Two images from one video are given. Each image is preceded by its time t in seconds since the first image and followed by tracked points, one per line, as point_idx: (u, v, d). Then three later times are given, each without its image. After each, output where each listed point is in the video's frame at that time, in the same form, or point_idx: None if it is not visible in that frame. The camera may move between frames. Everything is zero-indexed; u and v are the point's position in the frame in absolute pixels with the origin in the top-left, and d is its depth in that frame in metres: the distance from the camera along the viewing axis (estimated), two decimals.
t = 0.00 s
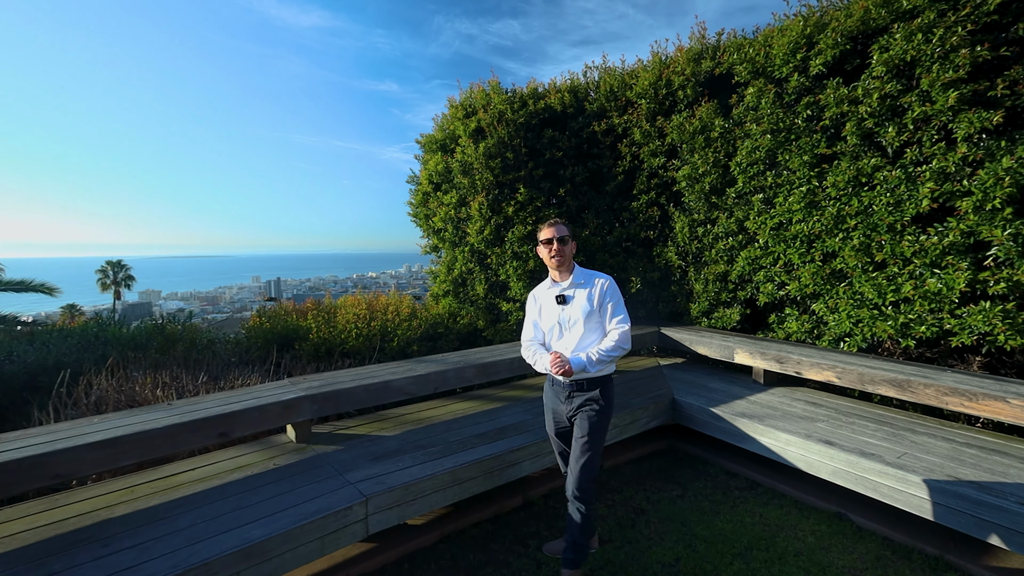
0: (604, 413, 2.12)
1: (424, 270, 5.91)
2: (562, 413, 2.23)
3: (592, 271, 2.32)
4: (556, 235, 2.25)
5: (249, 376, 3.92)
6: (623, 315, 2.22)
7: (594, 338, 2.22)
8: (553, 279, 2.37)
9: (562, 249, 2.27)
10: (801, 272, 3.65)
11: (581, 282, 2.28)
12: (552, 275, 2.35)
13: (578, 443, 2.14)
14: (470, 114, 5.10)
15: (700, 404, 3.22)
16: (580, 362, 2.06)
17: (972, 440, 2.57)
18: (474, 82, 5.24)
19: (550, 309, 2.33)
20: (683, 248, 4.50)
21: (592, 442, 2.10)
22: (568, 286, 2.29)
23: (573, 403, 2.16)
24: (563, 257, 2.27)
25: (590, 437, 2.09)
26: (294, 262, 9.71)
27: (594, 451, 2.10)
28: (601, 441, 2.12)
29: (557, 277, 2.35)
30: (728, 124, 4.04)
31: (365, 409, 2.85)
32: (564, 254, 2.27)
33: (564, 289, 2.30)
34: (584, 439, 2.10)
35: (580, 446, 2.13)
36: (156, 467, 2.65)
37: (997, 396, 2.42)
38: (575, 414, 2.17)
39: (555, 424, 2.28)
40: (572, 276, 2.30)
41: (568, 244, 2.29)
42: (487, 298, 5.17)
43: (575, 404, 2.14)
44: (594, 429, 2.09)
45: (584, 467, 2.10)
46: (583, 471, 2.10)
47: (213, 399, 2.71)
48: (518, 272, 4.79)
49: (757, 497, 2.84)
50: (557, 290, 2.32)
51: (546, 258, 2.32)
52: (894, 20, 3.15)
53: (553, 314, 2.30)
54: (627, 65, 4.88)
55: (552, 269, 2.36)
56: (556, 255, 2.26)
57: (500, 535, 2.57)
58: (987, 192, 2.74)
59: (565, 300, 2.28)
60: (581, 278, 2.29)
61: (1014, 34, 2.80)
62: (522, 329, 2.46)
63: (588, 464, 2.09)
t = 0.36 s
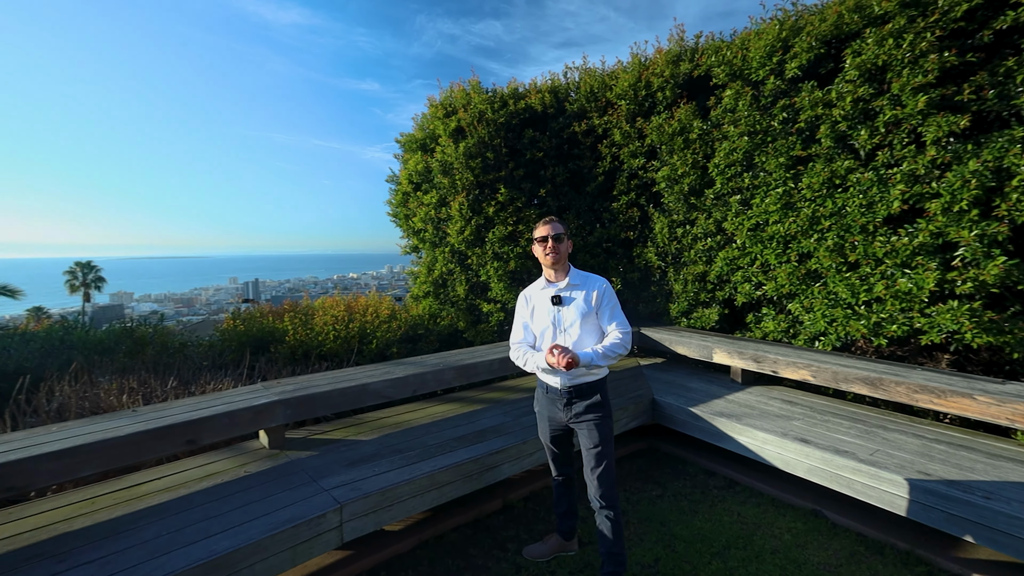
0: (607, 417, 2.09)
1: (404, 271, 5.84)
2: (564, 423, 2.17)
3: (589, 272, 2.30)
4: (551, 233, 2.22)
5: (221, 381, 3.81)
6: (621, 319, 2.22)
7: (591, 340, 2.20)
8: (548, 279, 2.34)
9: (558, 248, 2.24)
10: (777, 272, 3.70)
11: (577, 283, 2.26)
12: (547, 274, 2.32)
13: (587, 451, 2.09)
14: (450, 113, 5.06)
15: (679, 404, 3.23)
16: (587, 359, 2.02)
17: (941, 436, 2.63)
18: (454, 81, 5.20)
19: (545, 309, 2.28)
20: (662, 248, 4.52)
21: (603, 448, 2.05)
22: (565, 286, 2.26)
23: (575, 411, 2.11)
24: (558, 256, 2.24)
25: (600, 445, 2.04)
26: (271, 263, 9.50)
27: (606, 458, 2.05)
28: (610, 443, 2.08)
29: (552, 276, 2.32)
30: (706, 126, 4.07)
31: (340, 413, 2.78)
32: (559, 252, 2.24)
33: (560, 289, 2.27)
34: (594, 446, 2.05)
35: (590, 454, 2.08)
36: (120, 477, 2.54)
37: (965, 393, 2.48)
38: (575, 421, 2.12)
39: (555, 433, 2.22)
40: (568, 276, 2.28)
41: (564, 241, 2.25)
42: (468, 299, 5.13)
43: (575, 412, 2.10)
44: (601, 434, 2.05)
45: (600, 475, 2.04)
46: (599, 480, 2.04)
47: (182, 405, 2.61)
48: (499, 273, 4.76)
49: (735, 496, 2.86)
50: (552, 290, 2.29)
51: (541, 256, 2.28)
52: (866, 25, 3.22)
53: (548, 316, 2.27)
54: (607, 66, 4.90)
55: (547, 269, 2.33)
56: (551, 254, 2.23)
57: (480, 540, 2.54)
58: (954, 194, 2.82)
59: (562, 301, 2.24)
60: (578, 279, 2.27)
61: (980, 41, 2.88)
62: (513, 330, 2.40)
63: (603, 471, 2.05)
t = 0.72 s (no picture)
0: (609, 433, 2.09)
1: (377, 272, 5.75)
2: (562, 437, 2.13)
3: (593, 278, 2.31)
4: (559, 231, 2.21)
5: (184, 386, 3.66)
6: (625, 328, 2.26)
7: (596, 349, 2.20)
8: (550, 279, 2.30)
9: (565, 246, 2.22)
10: (746, 272, 3.79)
11: (584, 288, 2.25)
12: (551, 275, 2.28)
13: (584, 467, 2.06)
14: (424, 112, 5.01)
15: (652, 402, 3.28)
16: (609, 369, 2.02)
17: (900, 430, 2.74)
18: (428, 79, 5.15)
19: (548, 312, 2.22)
20: (635, 249, 4.58)
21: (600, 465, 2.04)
22: (572, 289, 2.24)
23: (577, 426, 2.09)
24: (566, 255, 2.22)
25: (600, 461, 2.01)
26: (238, 263, 9.21)
27: (603, 475, 2.03)
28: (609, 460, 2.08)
29: (556, 277, 2.28)
30: (677, 128, 4.13)
31: (311, 417, 2.71)
32: (567, 252, 2.22)
33: (566, 292, 2.23)
34: (593, 463, 2.03)
35: (587, 470, 2.05)
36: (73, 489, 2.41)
37: (922, 388, 2.58)
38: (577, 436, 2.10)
39: (550, 447, 2.17)
40: (573, 278, 2.27)
41: (571, 241, 2.24)
42: (442, 299, 5.08)
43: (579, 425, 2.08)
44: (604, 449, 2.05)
45: (594, 492, 2.02)
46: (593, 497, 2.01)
47: (141, 412, 2.49)
48: (474, 273, 4.75)
49: (707, 492, 2.92)
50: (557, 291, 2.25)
51: (547, 255, 2.25)
52: (829, 33, 3.34)
53: (552, 319, 2.20)
54: (581, 67, 4.92)
55: (551, 269, 2.29)
56: (560, 253, 2.21)
57: (455, 543, 2.51)
58: (911, 197, 2.94)
59: (569, 305, 2.21)
60: (584, 283, 2.26)
61: (934, 50, 3.00)
62: (506, 332, 2.29)
63: (597, 488, 2.02)
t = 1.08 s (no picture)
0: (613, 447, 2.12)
1: (360, 272, 5.70)
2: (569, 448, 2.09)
3: (598, 280, 2.30)
4: (570, 228, 2.16)
5: (161, 390, 3.58)
6: (626, 333, 2.28)
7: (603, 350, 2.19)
8: (558, 277, 2.25)
9: (576, 244, 2.17)
10: (727, 271, 3.84)
11: (592, 290, 2.23)
12: (560, 272, 2.23)
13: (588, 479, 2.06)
14: (407, 111, 4.97)
15: (636, 401, 3.30)
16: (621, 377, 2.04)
17: (876, 425, 2.80)
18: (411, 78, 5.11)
19: (558, 311, 2.15)
20: (619, 249, 4.61)
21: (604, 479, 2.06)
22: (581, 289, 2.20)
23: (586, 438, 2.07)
24: (577, 254, 2.17)
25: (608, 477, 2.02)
26: (217, 263, 9.03)
27: (606, 489, 2.06)
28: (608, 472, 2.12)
29: (565, 275, 2.23)
30: (660, 129, 4.16)
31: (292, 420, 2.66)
32: (578, 250, 2.17)
33: (577, 291, 2.20)
34: (599, 477, 2.04)
35: (592, 483, 2.06)
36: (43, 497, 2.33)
37: (897, 384, 2.65)
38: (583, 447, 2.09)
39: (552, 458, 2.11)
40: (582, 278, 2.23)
41: (582, 238, 2.19)
42: (427, 299, 5.05)
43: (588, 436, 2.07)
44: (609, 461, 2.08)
45: (595, 505, 2.04)
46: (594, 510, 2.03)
47: (114, 417, 2.41)
48: (458, 273, 4.73)
49: (690, 489, 2.95)
50: (565, 290, 2.20)
51: (558, 252, 2.19)
52: (807, 36, 3.39)
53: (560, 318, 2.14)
54: (565, 67, 4.93)
55: (559, 267, 2.24)
56: (571, 251, 2.16)
57: (440, 545, 2.49)
58: (886, 198, 3.01)
59: (579, 304, 2.16)
60: (591, 284, 2.25)
61: (907, 55, 3.08)
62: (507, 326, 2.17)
63: (598, 501, 2.04)
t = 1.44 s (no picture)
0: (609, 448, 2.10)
1: (351, 271, 5.67)
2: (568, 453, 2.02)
3: (593, 282, 2.29)
4: (568, 229, 2.10)
5: (148, 391, 3.53)
6: (620, 336, 2.28)
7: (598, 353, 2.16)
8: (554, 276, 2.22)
9: (574, 246, 2.12)
10: (718, 271, 3.86)
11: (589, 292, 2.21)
12: (557, 271, 2.20)
13: (584, 483, 2.05)
14: (398, 109, 4.95)
15: (627, 400, 3.30)
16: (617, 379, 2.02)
17: (864, 423, 2.83)
18: (402, 77, 5.08)
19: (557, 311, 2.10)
20: (611, 248, 4.61)
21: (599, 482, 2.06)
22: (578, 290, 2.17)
23: (586, 443, 2.02)
24: (574, 255, 2.13)
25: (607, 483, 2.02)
26: (206, 263, 8.93)
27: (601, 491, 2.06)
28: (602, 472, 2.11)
29: (562, 274, 2.20)
30: (651, 129, 4.16)
31: (281, 421, 2.63)
32: (576, 252, 2.13)
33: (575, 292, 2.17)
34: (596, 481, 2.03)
35: (588, 488, 2.04)
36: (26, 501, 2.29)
37: (885, 382, 2.67)
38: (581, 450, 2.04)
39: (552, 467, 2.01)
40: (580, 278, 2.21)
41: (581, 239, 2.13)
42: (418, 299, 5.03)
43: (587, 441, 2.01)
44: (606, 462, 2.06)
45: (591, 509, 2.04)
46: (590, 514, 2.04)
47: (98, 419, 2.37)
48: (450, 273, 4.72)
49: (681, 488, 2.96)
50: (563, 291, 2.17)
51: (556, 252, 2.14)
52: (796, 37, 3.41)
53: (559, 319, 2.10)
54: (556, 67, 4.92)
55: (556, 266, 2.20)
56: (569, 253, 2.11)
57: (431, 546, 2.48)
58: (873, 198, 3.05)
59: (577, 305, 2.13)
60: (587, 286, 2.23)
61: (894, 56, 3.11)
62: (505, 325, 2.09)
63: (593, 504, 2.05)
